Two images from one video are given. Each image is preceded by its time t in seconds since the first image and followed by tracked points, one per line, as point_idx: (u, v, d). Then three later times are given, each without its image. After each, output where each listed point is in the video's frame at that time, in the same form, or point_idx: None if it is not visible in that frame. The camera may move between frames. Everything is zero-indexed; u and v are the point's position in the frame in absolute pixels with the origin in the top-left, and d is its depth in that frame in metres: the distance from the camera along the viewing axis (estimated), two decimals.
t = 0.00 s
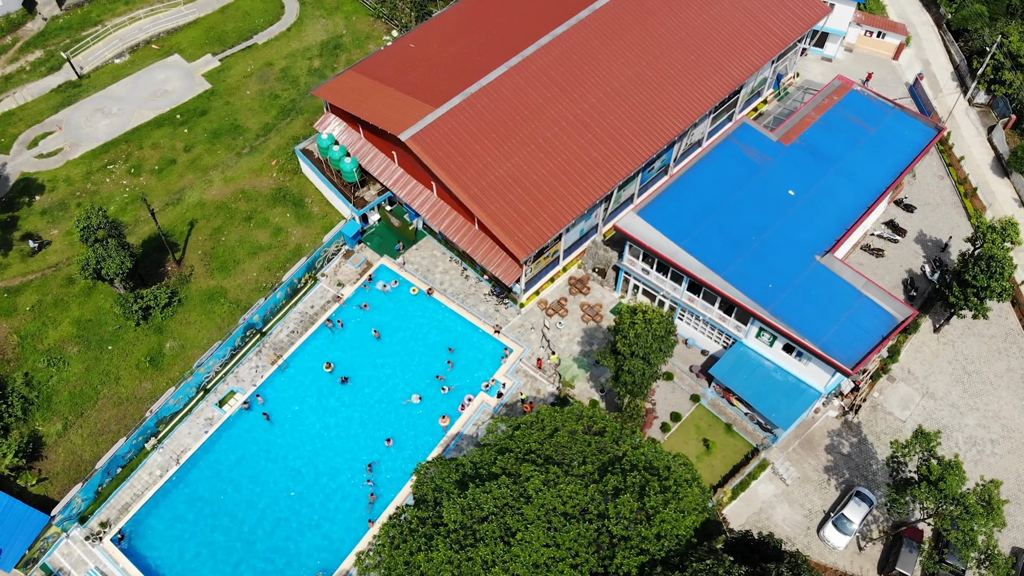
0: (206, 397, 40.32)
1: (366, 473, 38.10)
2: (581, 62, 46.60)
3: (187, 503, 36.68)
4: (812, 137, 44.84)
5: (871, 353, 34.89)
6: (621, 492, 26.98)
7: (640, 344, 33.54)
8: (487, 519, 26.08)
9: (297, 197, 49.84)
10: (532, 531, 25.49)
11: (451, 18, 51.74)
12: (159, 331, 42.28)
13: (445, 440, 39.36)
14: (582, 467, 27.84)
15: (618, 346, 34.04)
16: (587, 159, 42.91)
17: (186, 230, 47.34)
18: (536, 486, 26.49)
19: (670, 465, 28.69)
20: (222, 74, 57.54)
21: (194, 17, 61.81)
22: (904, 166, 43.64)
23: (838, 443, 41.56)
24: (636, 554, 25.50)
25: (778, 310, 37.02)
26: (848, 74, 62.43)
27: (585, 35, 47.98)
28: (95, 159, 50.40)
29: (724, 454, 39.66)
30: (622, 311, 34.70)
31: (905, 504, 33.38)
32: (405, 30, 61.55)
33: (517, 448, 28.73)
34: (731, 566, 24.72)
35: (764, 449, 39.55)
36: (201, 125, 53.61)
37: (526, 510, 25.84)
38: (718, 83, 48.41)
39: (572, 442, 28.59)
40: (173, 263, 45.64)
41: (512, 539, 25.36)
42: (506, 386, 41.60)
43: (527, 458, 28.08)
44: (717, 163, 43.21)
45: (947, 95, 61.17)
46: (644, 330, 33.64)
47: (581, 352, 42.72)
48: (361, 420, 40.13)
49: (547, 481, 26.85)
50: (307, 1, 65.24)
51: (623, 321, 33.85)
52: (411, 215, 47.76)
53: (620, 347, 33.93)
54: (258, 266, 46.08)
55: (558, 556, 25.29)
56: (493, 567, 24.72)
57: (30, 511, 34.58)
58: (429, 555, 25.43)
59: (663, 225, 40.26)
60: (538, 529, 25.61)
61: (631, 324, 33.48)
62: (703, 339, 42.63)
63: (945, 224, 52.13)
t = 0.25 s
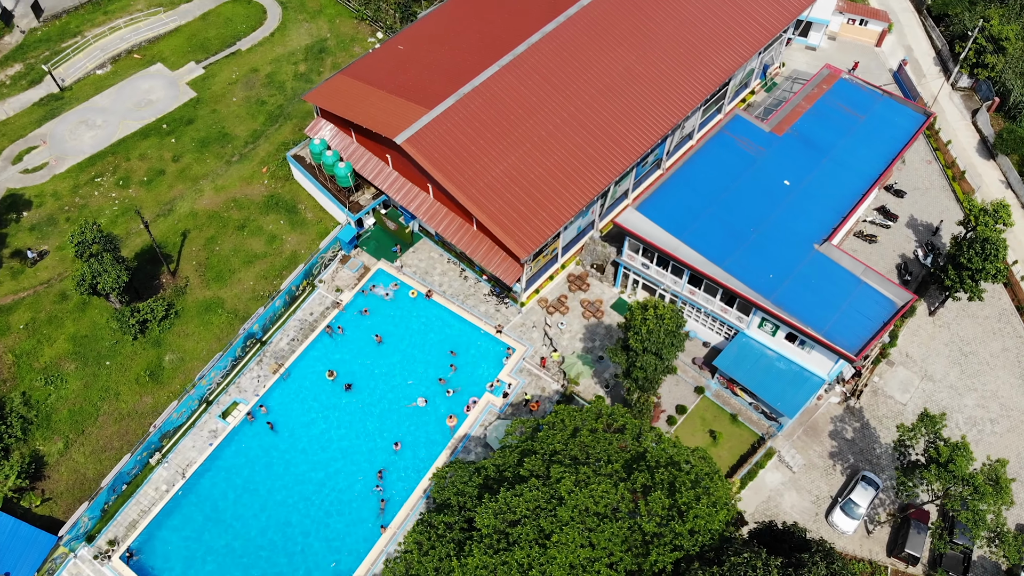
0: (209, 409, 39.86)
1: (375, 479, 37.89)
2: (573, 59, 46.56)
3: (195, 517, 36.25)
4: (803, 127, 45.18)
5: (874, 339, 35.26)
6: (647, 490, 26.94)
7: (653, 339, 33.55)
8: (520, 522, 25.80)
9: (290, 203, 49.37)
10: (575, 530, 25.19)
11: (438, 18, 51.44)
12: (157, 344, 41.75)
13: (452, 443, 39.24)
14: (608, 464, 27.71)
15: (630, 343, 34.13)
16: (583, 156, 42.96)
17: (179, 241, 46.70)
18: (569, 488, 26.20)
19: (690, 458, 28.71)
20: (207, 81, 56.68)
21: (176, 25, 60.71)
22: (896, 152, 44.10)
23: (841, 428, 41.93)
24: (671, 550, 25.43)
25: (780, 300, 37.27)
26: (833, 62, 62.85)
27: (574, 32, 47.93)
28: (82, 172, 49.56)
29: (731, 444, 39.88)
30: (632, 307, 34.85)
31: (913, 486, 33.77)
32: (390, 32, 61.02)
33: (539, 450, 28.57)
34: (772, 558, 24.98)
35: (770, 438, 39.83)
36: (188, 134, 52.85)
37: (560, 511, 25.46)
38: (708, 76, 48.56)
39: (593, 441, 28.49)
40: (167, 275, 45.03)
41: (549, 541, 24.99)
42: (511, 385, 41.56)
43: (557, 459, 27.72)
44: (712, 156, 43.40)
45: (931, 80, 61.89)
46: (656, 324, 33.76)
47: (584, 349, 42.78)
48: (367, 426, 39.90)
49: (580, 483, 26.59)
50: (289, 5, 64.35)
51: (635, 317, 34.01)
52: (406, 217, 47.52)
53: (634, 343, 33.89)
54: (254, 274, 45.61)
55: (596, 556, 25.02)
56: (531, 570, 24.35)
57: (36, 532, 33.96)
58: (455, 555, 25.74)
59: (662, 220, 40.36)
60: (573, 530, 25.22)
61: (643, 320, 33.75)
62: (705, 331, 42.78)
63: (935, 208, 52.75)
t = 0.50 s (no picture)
0: (212, 419, 39.51)
1: (383, 484, 37.78)
2: (565, 56, 46.51)
3: (203, 528, 35.96)
4: (797, 118, 45.42)
5: (876, 327, 35.57)
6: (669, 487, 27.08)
7: (663, 334, 33.62)
8: (548, 523, 25.67)
9: (284, 209, 48.96)
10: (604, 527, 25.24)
11: (428, 19, 51.14)
12: (156, 355, 41.36)
13: (459, 444, 39.20)
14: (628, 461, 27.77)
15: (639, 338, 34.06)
16: (580, 153, 42.97)
17: (174, 251, 46.19)
18: (595, 487, 26.17)
19: (705, 452, 28.84)
20: (195, 88, 55.95)
21: (160, 30, 59.84)
22: (889, 141, 44.47)
23: (844, 416, 42.27)
24: (701, 545, 25.54)
25: (781, 291, 37.49)
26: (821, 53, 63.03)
27: (566, 29, 47.87)
28: (72, 183, 48.86)
29: (737, 435, 40.10)
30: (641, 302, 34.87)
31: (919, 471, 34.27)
32: (378, 34, 60.52)
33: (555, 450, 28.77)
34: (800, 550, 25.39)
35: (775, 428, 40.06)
36: (178, 142, 52.21)
37: (589, 511, 25.32)
38: (700, 70, 48.67)
39: (611, 438, 28.44)
40: (163, 285, 44.52)
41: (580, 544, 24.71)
42: (515, 385, 41.54)
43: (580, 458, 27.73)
44: (708, 149, 43.54)
45: (917, 68, 62.45)
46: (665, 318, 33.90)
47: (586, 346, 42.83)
48: (373, 430, 39.74)
49: (606, 482, 26.39)
50: (274, 8, 63.52)
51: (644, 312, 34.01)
52: (403, 220, 47.29)
53: (644, 339, 33.82)
54: (251, 281, 45.21)
55: (624, 554, 25.05)
56: (563, 571, 24.18)
57: (43, 550, 33.43)
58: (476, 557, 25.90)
59: (661, 214, 40.44)
60: (603, 530, 25.07)
61: (651, 316, 33.83)
62: (706, 324, 42.91)
63: (927, 195, 53.27)
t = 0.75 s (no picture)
0: (217, 430, 39.15)
1: (393, 488, 37.71)
2: (557, 53, 46.46)
3: (213, 540, 35.67)
4: (789, 109, 45.72)
5: (877, 314, 35.94)
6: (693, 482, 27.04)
7: (675, 328, 33.11)
8: (581, 523, 25.31)
9: (279, 215, 48.52)
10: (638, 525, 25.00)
11: (416, 19, 50.82)
12: (156, 368, 40.94)
13: (468, 445, 39.19)
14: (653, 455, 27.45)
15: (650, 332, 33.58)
16: (576, 150, 42.97)
17: (169, 261, 45.63)
18: (628, 485, 25.78)
19: (721, 444, 28.96)
20: (181, 96, 55.19)
21: (144, 39, 58.80)
22: (880, 129, 44.87)
23: (846, 402, 42.69)
24: (732, 538, 25.32)
25: (783, 280, 37.73)
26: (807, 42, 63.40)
27: (556, 26, 47.79)
28: (61, 196, 48.11)
29: (743, 425, 40.37)
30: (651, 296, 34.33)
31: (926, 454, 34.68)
32: (365, 36, 59.93)
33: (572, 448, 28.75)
34: (833, 539, 25.54)
35: (780, 417, 40.43)
36: (167, 151, 51.52)
37: (622, 508, 25.03)
38: (691, 64, 48.83)
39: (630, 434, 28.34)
40: (159, 296, 43.99)
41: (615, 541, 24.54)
42: (520, 384, 41.53)
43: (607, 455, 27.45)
44: (703, 142, 43.70)
45: (901, 54, 63.07)
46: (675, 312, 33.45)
47: (589, 342, 42.95)
48: (380, 434, 39.62)
49: (638, 479, 26.17)
50: (258, 12, 62.62)
51: (654, 306, 33.56)
52: (400, 222, 47.04)
53: (655, 334, 33.38)
54: (249, 289, 44.79)
55: (660, 550, 24.82)
56: (599, 570, 24.01)
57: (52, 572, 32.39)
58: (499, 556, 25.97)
59: (661, 209, 40.53)
60: (637, 527, 24.93)
61: (660, 310, 33.34)
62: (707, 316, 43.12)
63: (917, 180, 53.87)
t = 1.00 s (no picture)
0: (223, 440, 38.82)
1: (403, 492, 37.64)
2: (550, 51, 46.37)
3: (225, 551, 35.44)
4: (782, 99, 45.98)
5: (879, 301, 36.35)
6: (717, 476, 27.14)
7: (687, 322, 32.93)
8: (613, 520, 25.09)
9: (275, 221, 48.13)
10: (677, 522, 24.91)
11: (406, 20, 50.49)
12: (159, 380, 40.57)
13: (477, 445, 39.16)
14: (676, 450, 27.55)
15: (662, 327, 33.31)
16: (574, 146, 42.98)
17: (165, 271, 45.12)
18: (658, 481, 25.74)
19: (737, 436, 29.11)
20: (170, 103, 54.41)
21: (128, 47, 57.74)
22: (873, 117, 45.27)
23: (848, 389, 43.10)
24: (764, 530, 25.65)
25: (785, 271, 38.01)
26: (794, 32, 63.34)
27: (549, 24, 47.68)
28: (52, 209, 47.41)
29: (749, 415, 40.65)
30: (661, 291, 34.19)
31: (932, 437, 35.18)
32: (353, 38, 59.24)
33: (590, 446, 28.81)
34: (864, 526, 26.24)
35: (784, 406, 40.77)
36: (158, 160, 50.87)
37: (655, 506, 24.89)
38: (684, 57, 48.91)
39: (650, 429, 28.23)
40: (158, 306, 43.51)
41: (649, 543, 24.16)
42: (526, 382, 41.53)
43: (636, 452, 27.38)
44: (699, 135, 43.85)
45: (887, 42, 63.56)
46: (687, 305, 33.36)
47: (593, 338, 43.07)
48: (388, 438, 39.50)
49: (668, 475, 26.23)
50: (243, 17, 61.60)
51: (665, 301, 33.37)
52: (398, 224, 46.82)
53: (667, 329, 33.14)
54: (248, 297, 44.41)
55: (693, 545, 24.71)
56: (635, 567, 23.88)
57: None
58: (521, 550, 26.04)
59: (661, 203, 40.64)
60: (671, 523, 24.79)
61: (671, 306, 33.13)
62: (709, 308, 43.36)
63: (907, 167, 54.40)
